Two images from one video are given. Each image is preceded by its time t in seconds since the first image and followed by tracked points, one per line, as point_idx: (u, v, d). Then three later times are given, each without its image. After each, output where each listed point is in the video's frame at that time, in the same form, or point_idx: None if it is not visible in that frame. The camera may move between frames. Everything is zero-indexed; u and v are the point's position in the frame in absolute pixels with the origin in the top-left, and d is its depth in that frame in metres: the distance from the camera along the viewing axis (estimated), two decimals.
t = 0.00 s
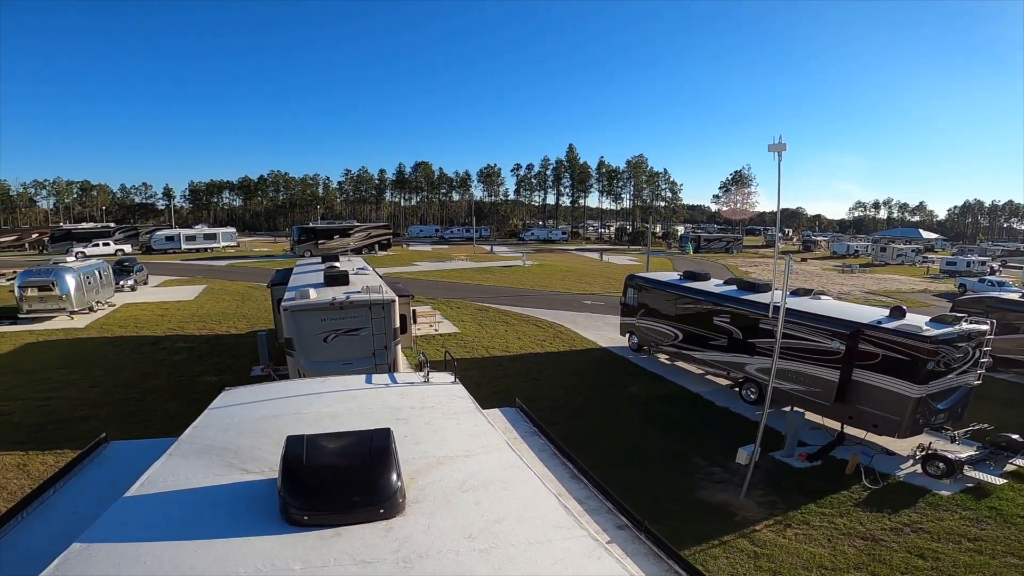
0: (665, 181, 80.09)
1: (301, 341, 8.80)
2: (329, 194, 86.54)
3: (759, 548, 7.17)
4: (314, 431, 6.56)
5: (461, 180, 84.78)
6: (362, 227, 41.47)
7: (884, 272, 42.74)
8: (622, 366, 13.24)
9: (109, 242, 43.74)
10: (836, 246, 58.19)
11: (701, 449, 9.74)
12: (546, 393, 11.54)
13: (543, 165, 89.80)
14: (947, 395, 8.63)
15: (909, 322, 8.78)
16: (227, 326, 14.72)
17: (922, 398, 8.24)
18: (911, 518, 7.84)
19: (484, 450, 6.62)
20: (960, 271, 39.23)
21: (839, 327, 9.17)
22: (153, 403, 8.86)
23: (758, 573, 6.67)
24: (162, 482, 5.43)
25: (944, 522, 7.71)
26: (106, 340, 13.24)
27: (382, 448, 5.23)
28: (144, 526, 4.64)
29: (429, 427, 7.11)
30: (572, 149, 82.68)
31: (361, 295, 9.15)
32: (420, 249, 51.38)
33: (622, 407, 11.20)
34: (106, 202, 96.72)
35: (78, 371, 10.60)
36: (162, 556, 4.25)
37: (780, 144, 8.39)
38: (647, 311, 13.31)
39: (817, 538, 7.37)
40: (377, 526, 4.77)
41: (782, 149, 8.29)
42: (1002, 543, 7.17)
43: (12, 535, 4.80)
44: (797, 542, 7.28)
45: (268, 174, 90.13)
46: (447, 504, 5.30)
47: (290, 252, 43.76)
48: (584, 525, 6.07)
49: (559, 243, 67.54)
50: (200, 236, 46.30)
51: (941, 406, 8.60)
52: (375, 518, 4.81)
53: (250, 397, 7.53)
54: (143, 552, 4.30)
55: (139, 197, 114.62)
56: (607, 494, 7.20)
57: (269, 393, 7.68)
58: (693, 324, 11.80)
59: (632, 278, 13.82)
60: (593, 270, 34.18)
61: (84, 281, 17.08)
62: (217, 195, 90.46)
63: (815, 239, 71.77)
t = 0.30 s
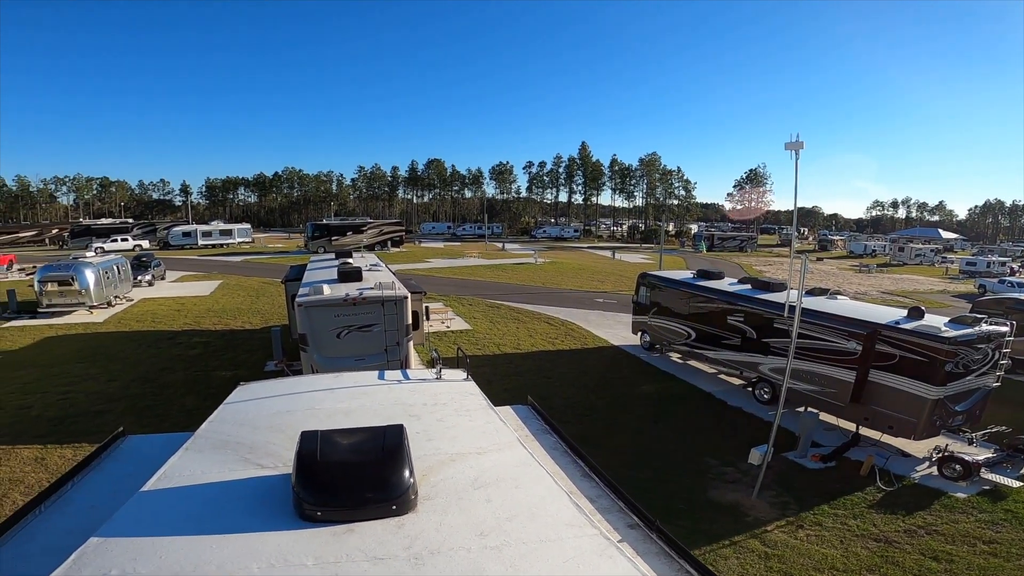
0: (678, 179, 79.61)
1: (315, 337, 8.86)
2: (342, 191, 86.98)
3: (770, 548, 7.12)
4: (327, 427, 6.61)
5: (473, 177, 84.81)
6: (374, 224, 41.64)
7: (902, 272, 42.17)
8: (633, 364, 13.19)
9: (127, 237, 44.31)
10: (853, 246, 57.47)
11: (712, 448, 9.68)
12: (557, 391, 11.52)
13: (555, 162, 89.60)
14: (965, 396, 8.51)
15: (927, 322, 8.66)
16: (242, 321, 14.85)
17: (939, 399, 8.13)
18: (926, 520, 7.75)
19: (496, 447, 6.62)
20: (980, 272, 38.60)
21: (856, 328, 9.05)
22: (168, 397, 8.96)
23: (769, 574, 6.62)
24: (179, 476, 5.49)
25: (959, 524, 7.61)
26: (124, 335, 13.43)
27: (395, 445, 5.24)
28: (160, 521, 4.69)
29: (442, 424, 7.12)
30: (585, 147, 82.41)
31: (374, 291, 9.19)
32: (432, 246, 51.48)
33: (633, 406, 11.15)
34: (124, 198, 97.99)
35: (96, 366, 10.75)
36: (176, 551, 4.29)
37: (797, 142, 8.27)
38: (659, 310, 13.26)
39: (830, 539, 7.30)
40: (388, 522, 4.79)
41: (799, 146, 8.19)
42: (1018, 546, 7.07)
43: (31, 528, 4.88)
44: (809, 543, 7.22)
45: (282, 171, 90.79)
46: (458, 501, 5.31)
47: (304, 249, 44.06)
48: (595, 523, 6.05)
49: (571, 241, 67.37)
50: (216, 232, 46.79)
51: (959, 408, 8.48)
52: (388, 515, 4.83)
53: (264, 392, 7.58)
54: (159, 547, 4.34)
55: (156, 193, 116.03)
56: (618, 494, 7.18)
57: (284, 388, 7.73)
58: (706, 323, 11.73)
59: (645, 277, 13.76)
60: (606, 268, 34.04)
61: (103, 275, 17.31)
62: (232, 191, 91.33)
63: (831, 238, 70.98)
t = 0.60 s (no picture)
0: (689, 181, 79.32)
1: (327, 340, 8.90)
2: (353, 194, 87.55)
3: (783, 552, 7.03)
4: (340, 429, 6.62)
5: (483, 181, 84.99)
6: (386, 227, 41.83)
7: (918, 275, 41.66)
8: (645, 368, 13.12)
9: (144, 241, 44.87)
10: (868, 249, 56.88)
11: (725, 452, 9.59)
12: (568, 394, 11.49)
13: (565, 166, 89.64)
14: (983, 400, 8.38)
15: (944, 326, 8.54)
16: (255, 324, 14.95)
17: (957, 403, 8.01)
18: (943, 525, 7.63)
19: (509, 450, 6.60)
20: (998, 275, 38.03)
21: (871, 331, 8.95)
22: (183, 399, 9.04)
23: None
24: (195, 478, 5.53)
25: (978, 529, 7.48)
26: (140, 337, 13.57)
27: (408, 448, 5.24)
28: (176, 522, 4.72)
29: (454, 426, 7.11)
30: (595, 150, 82.39)
31: (386, 295, 9.22)
32: (443, 250, 51.64)
33: (645, 409, 11.09)
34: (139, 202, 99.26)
35: (113, 368, 10.87)
36: (193, 552, 4.31)
37: (810, 144, 8.21)
38: (671, 313, 13.19)
39: (845, 543, 7.20)
40: (401, 525, 4.78)
41: (814, 148, 8.12)
42: None
43: (51, 529, 4.93)
44: (823, 547, 7.12)
45: (294, 175, 91.55)
46: (471, 504, 5.29)
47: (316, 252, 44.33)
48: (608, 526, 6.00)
49: (582, 244, 67.32)
50: (230, 236, 47.26)
51: (977, 412, 8.35)
52: (401, 517, 4.83)
53: (278, 395, 7.62)
54: (175, 548, 4.36)
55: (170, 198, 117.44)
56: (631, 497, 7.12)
57: (297, 391, 7.76)
58: (718, 326, 11.65)
59: (656, 280, 13.70)
60: (617, 271, 33.93)
61: (121, 279, 17.50)
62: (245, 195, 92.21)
63: (845, 240, 70.35)
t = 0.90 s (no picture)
0: (703, 181, 78.76)
1: (342, 339, 8.96)
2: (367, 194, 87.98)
3: (797, 554, 6.96)
4: (356, 427, 6.65)
5: (496, 180, 84.97)
6: (399, 227, 41.99)
7: (938, 276, 40.95)
8: (658, 368, 13.06)
9: (163, 239, 45.43)
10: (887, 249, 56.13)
11: (739, 453, 9.51)
12: (581, 394, 11.46)
13: (578, 165, 89.45)
14: (1004, 403, 8.24)
15: (965, 327, 8.40)
16: (270, 322, 15.08)
17: (977, 405, 7.89)
18: (961, 528, 7.51)
19: (522, 449, 6.59)
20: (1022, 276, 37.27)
21: (890, 332, 8.82)
22: (199, 396, 9.14)
23: None
24: (213, 474, 5.58)
25: (997, 532, 7.36)
26: (158, 335, 13.74)
27: (423, 446, 5.24)
28: (195, 519, 4.76)
29: (468, 425, 7.12)
30: (608, 149, 82.18)
31: (400, 293, 9.26)
32: (456, 249, 51.72)
33: (658, 409, 11.03)
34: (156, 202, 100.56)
35: (132, 365, 11.02)
36: (210, 549, 4.34)
37: (828, 143, 8.09)
38: (684, 313, 13.12)
39: (860, 545, 7.11)
40: (416, 523, 4.79)
41: (832, 148, 8.03)
42: None
43: (72, 525, 5.00)
44: (838, 549, 7.04)
45: (308, 175, 92.26)
46: (484, 503, 5.29)
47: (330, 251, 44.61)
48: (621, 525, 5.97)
49: (596, 244, 67.11)
50: (246, 235, 47.68)
51: (998, 414, 8.21)
52: (415, 515, 4.83)
53: (294, 392, 7.67)
54: (194, 545, 4.39)
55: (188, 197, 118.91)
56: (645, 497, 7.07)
57: (312, 389, 7.81)
58: (733, 326, 11.56)
59: (670, 280, 13.63)
60: (631, 271, 33.77)
61: (140, 277, 17.74)
62: (260, 195, 93.05)
63: (862, 241, 69.45)
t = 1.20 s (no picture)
0: (723, 181, 77.98)
1: (361, 337, 9.02)
2: (386, 193, 88.65)
3: (816, 559, 6.84)
4: (375, 425, 6.68)
5: (514, 179, 85.01)
6: (418, 226, 42.23)
7: (967, 279, 40.02)
8: (676, 370, 12.94)
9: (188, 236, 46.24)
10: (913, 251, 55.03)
11: (758, 456, 9.38)
12: (598, 395, 11.40)
13: (597, 165, 89.20)
14: None
15: (995, 332, 8.19)
16: (291, 319, 15.26)
17: (1006, 412, 7.70)
18: (987, 535, 7.33)
19: (540, 449, 6.56)
20: None
21: (918, 336, 8.62)
22: (221, 392, 9.26)
23: None
24: (236, 471, 5.64)
25: None
26: (182, 331, 13.97)
27: (442, 445, 5.24)
28: (218, 515, 4.81)
29: (487, 425, 7.11)
30: (627, 150, 81.77)
31: (419, 292, 9.29)
32: (473, 248, 51.87)
33: (676, 411, 10.93)
34: (180, 200, 102.44)
35: (157, 360, 11.21)
36: (233, 544, 4.38)
37: (856, 144, 7.92)
38: (704, 315, 13.01)
39: (882, 550, 6.97)
40: (434, 522, 4.78)
41: (860, 149, 7.88)
42: None
43: (99, 519, 5.09)
44: (859, 555, 6.91)
45: (328, 174, 93.21)
46: (503, 502, 5.27)
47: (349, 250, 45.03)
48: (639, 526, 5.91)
49: (614, 245, 66.84)
50: (268, 233, 48.31)
51: None
52: (434, 514, 4.83)
53: (314, 389, 7.74)
54: (217, 540, 4.44)
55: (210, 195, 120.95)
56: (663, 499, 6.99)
57: (332, 386, 7.87)
58: (754, 329, 11.42)
59: (689, 281, 13.50)
60: (650, 272, 33.59)
61: (166, 274, 18.06)
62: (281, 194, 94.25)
63: (887, 242, 68.16)
